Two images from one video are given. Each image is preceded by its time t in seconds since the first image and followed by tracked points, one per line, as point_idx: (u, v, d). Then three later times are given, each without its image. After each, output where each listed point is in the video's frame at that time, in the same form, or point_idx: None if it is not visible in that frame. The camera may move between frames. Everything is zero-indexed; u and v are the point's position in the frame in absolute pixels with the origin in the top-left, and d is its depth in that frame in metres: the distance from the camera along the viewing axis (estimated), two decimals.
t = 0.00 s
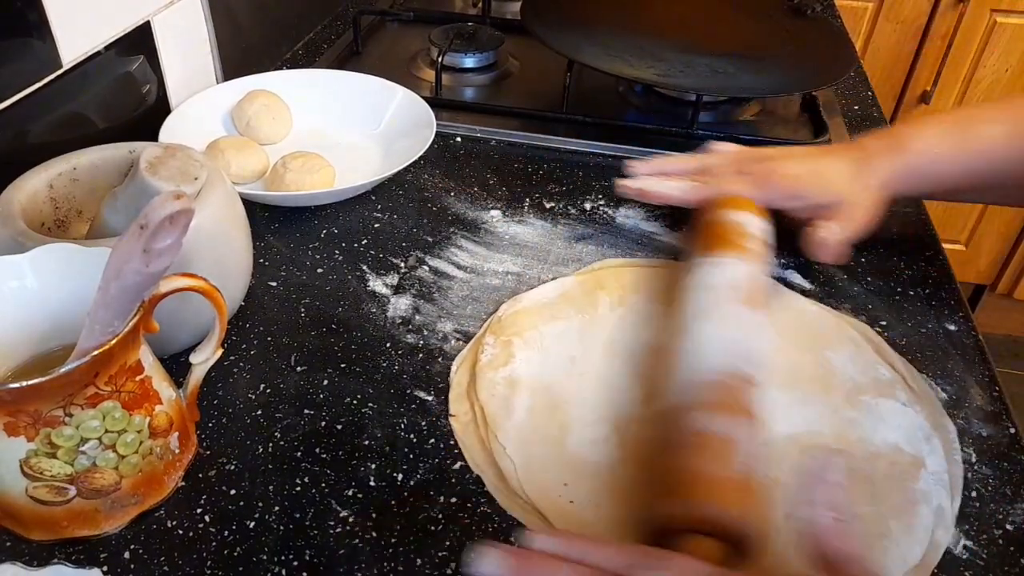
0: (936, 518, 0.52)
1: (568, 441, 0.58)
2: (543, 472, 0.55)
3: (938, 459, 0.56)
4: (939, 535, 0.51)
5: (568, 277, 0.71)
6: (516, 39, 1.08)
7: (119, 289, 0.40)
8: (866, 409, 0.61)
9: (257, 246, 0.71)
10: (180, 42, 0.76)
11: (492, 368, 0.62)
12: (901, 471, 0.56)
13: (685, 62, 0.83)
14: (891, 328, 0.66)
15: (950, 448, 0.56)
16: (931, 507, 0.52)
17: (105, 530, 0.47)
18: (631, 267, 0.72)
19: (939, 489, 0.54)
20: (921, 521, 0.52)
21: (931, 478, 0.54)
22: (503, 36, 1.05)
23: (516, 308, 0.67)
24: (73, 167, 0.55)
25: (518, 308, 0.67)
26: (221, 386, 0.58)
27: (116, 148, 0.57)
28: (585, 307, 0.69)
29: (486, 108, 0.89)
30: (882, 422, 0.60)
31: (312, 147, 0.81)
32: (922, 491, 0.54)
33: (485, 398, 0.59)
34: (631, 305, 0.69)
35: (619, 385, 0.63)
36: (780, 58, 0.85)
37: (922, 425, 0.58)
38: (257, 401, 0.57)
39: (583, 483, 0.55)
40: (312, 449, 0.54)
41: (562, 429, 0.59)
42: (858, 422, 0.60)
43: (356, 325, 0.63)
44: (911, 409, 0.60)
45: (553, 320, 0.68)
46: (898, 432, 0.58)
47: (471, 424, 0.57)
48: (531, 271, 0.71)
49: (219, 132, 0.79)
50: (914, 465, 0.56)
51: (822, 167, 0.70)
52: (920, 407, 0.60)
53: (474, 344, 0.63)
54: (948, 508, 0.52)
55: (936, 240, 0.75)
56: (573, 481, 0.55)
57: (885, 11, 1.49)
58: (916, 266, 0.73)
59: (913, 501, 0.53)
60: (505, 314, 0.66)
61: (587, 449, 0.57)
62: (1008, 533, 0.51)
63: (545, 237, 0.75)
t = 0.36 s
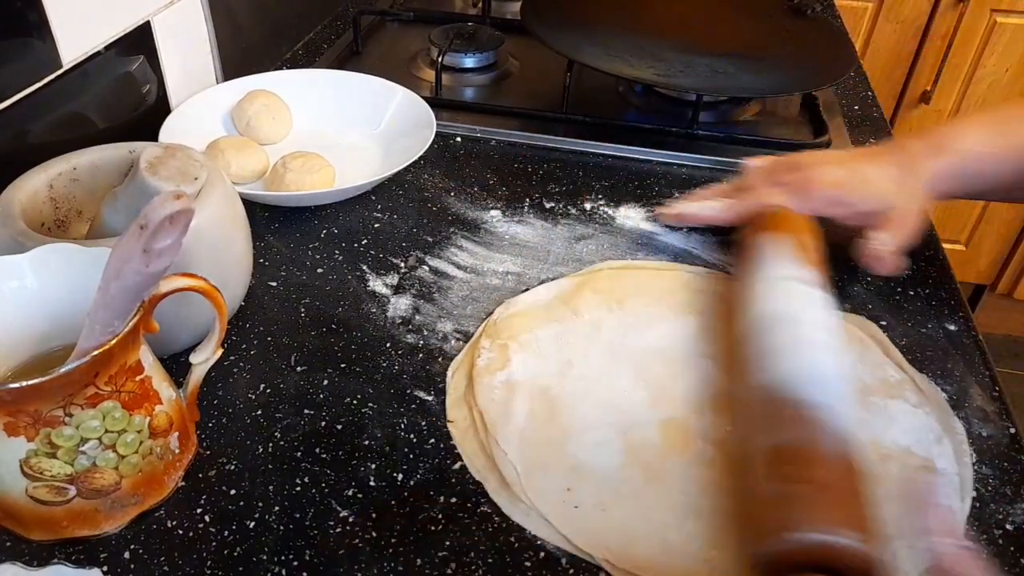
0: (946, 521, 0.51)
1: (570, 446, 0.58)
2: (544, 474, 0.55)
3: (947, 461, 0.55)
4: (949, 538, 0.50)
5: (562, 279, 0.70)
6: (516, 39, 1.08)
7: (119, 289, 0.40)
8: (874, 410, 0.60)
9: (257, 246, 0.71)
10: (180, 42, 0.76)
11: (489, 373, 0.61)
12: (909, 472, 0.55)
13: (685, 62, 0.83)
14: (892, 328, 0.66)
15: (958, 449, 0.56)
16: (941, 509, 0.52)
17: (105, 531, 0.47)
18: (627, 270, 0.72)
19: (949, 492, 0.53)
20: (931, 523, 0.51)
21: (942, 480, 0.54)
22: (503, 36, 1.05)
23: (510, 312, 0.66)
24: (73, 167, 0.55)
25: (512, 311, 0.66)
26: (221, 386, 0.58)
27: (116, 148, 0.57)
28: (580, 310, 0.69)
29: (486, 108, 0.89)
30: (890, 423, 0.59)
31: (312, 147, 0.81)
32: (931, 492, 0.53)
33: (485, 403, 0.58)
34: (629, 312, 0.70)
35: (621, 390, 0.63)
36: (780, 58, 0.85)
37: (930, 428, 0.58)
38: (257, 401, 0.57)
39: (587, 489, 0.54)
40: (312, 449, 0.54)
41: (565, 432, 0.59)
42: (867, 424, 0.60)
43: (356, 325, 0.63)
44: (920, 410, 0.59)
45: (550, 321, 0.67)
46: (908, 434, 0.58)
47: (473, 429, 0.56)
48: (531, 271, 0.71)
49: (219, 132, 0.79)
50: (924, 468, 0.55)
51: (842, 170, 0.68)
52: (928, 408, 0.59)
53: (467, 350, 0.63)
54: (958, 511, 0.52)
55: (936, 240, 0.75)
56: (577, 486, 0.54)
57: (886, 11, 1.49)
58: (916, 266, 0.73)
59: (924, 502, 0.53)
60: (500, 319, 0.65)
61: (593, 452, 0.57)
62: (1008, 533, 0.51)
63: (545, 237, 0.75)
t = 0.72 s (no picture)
0: (934, 514, 0.52)
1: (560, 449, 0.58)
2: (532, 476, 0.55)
3: (934, 455, 0.56)
4: (939, 533, 0.51)
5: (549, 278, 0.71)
6: (516, 39, 1.08)
7: (119, 289, 0.40)
8: (860, 405, 0.61)
9: (257, 246, 0.71)
10: (180, 42, 0.76)
11: (474, 374, 0.61)
12: (897, 468, 0.56)
13: (685, 62, 0.83)
14: (892, 328, 0.66)
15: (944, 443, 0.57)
16: (930, 504, 0.53)
17: (105, 530, 0.47)
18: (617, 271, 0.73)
19: (935, 485, 0.54)
20: (920, 518, 0.52)
21: (926, 474, 0.55)
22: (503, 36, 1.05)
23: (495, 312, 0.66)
24: (73, 167, 0.55)
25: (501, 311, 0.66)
26: (221, 386, 0.58)
27: (116, 148, 0.57)
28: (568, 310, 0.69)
29: (486, 108, 0.89)
30: (877, 418, 0.60)
31: (311, 147, 0.81)
32: (919, 487, 0.54)
33: (467, 403, 0.58)
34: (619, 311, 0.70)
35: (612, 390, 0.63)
36: (780, 58, 0.85)
37: (915, 421, 0.59)
38: (257, 401, 0.57)
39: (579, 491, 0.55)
40: (312, 449, 0.54)
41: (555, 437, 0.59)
42: (853, 420, 0.61)
43: (356, 325, 0.63)
44: (905, 404, 0.60)
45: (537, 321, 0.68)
46: (895, 429, 0.59)
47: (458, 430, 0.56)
48: (530, 271, 0.71)
49: (218, 132, 0.79)
50: (910, 462, 0.56)
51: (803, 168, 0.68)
52: (913, 402, 0.60)
53: (453, 349, 0.62)
54: (947, 505, 0.52)
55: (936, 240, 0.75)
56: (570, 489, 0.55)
57: (886, 11, 1.49)
58: (916, 266, 0.72)
59: (912, 499, 0.54)
60: (483, 321, 0.65)
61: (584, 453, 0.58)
62: (1009, 533, 0.50)
63: (545, 237, 0.75)
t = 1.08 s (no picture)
0: (962, 514, 0.51)
1: (573, 455, 0.56)
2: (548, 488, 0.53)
3: (954, 452, 0.55)
4: (967, 531, 0.50)
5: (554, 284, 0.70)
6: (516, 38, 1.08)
7: (119, 290, 0.40)
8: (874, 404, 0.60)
9: (257, 246, 0.71)
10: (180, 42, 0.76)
11: (484, 382, 0.60)
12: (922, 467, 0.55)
13: (685, 62, 0.83)
14: (891, 328, 0.66)
15: (963, 441, 0.56)
16: (957, 502, 0.52)
17: (105, 530, 0.47)
18: (623, 273, 0.72)
19: (961, 483, 0.53)
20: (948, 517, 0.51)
21: (951, 471, 0.54)
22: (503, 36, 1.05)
23: (505, 319, 0.66)
24: (72, 167, 0.55)
25: (506, 319, 0.66)
26: (221, 386, 0.58)
27: (116, 147, 0.57)
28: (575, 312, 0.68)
29: (486, 108, 0.89)
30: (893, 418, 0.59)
31: (312, 147, 0.81)
32: (944, 485, 0.53)
33: (480, 412, 0.57)
34: (626, 314, 0.68)
35: (623, 394, 0.61)
36: (780, 59, 0.85)
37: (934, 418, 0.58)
38: (257, 401, 0.57)
39: (596, 499, 0.53)
40: (312, 449, 0.54)
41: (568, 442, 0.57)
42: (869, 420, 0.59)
43: (356, 325, 0.63)
44: (922, 401, 0.58)
45: (544, 326, 0.66)
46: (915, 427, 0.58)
47: (472, 440, 0.56)
48: (531, 272, 0.71)
49: (218, 132, 0.79)
50: (933, 458, 0.54)
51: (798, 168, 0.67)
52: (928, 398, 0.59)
53: (464, 357, 0.62)
54: (972, 504, 0.52)
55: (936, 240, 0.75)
56: (585, 498, 0.53)
57: (886, 11, 1.49)
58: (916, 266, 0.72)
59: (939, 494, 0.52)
60: (494, 326, 0.65)
61: (598, 459, 0.56)
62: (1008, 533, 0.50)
63: (546, 237, 0.75)
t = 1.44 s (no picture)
0: (938, 502, 0.53)
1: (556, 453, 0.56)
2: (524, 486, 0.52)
3: (930, 443, 0.57)
4: (946, 521, 0.51)
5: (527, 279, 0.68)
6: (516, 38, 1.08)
7: (119, 289, 0.40)
8: (854, 398, 0.61)
9: (257, 246, 0.71)
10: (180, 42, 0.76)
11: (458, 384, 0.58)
12: (897, 458, 0.57)
13: (685, 62, 0.83)
14: (891, 329, 0.66)
15: (958, 436, 0.57)
16: (933, 493, 0.54)
17: (105, 530, 0.47)
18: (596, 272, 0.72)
19: (937, 473, 0.55)
20: (923, 507, 0.53)
21: (926, 462, 0.56)
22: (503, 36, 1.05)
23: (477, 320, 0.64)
24: (73, 167, 0.55)
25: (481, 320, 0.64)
26: (221, 386, 0.58)
27: (116, 147, 0.57)
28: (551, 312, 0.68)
29: (486, 108, 0.89)
30: (871, 410, 0.60)
31: (311, 147, 0.81)
32: (920, 476, 0.55)
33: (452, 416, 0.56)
34: (605, 313, 0.68)
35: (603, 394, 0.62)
36: (780, 59, 0.85)
37: (909, 410, 0.59)
38: (257, 401, 0.57)
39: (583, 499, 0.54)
40: (312, 449, 0.54)
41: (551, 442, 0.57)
42: (848, 413, 0.61)
43: (356, 325, 0.63)
44: (896, 394, 0.61)
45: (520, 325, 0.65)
46: (889, 419, 0.59)
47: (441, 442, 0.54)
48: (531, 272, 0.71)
49: (218, 132, 0.79)
50: (908, 452, 0.57)
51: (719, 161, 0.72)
52: (903, 391, 0.61)
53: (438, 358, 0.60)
54: (949, 492, 0.53)
55: (936, 240, 0.75)
56: (573, 498, 0.54)
57: (885, 11, 1.49)
58: (916, 266, 0.72)
59: (914, 487, 0.54)
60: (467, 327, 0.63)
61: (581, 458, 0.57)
62: (1008, 532, 0.50)
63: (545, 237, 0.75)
